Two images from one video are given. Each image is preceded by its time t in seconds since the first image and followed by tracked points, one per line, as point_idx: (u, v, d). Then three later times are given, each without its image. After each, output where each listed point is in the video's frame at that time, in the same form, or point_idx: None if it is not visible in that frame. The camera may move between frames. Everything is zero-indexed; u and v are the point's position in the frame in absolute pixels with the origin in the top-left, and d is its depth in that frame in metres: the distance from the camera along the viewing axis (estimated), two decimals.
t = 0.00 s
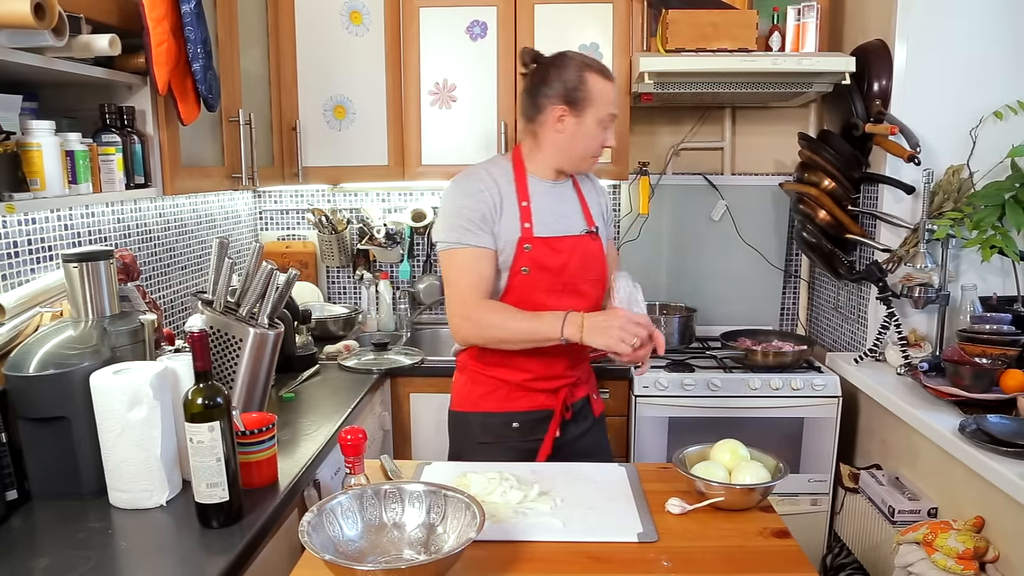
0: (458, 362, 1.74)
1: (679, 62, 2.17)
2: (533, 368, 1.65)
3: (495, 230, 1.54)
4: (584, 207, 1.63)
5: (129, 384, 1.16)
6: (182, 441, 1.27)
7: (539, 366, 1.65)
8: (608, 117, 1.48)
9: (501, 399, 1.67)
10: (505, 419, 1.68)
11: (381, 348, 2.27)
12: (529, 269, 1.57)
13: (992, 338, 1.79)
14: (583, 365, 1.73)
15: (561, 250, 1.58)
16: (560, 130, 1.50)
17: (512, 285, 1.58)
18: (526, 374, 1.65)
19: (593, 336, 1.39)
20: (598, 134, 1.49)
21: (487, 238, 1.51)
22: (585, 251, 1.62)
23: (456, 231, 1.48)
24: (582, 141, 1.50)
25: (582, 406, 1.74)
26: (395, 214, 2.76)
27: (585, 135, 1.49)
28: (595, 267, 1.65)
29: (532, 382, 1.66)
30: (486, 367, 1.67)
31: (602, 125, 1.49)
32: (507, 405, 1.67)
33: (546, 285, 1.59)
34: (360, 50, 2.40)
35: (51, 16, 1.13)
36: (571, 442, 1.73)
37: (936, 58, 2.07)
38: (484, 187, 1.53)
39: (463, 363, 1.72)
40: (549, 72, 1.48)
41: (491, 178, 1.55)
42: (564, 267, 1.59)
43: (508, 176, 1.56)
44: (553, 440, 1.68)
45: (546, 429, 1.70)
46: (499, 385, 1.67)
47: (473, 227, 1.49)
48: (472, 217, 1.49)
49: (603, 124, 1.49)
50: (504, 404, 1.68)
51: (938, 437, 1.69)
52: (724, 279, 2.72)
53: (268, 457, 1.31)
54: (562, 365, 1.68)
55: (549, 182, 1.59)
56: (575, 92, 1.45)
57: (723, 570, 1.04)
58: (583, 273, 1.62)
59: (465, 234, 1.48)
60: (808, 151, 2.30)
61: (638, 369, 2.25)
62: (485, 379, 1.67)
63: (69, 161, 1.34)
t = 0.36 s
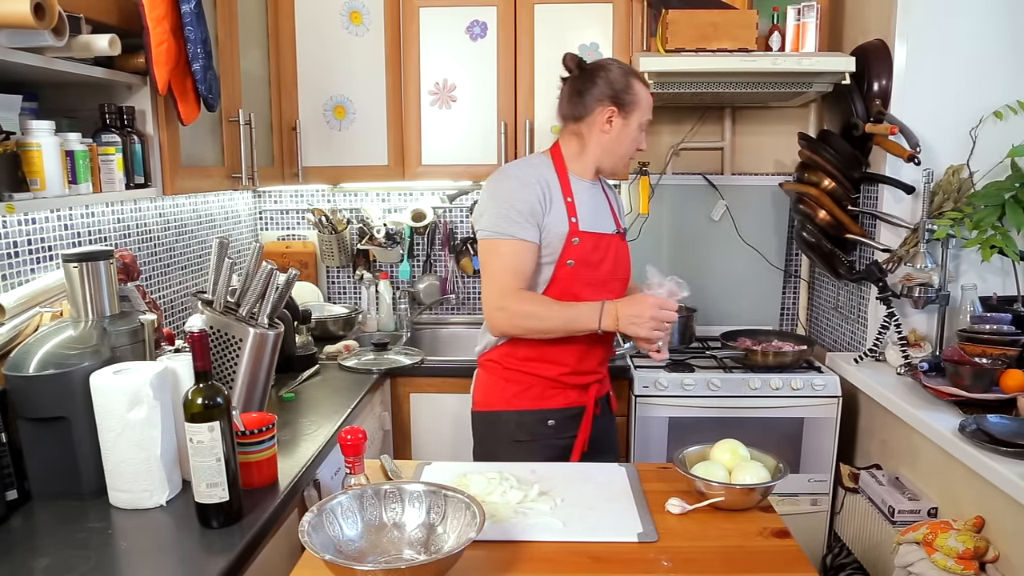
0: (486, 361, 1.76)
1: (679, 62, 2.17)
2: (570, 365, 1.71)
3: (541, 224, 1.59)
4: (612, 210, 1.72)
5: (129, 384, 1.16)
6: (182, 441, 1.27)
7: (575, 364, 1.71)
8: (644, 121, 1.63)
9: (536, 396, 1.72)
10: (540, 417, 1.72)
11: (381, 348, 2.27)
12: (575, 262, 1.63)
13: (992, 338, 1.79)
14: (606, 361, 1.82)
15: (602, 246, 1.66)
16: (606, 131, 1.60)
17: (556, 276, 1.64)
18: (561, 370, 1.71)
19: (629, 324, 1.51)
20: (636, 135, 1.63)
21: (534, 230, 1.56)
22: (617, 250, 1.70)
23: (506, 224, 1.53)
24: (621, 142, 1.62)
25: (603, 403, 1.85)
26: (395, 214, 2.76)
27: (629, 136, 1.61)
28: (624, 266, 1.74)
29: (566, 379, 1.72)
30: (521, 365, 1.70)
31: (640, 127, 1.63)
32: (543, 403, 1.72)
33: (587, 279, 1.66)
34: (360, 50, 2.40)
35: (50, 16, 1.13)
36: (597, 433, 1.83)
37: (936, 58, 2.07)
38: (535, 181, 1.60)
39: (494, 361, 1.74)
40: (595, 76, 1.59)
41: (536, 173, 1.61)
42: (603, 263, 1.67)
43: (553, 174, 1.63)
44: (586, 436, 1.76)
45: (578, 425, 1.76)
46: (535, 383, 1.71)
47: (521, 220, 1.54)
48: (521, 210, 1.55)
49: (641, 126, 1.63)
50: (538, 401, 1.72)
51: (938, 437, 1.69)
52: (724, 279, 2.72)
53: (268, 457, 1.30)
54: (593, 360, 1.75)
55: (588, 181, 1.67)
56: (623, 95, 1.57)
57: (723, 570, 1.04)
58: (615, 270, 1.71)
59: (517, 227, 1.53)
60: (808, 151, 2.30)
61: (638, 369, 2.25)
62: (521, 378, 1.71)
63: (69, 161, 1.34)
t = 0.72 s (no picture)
0: (495, 356, 1.76)
1: (679, 62, 2.17)
2: (579, 362, 1.71)
3: (557, 222, 1.60)
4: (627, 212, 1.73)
5: (129, 384, 1.16)
6: (182, 440, 1.27)
7: (584, 361, 1.72)
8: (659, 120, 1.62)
9: (545, 392, 1.72)
10: (549, 413, 1.73)
11: (381, 348, 2.27)
12: (589, 261, 1.64)
13: (992, 338, 1.78)
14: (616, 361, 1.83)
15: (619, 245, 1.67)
16: (620, 131, 1.60)
17: (569, 275, 1.64)
18: (570, 366, 1.71)
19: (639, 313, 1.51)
20: (650, 135, 1.62)
21: (547, 229, 1.57)
22: (631, 253, 1.70)
23: (519, 222, 1.54)
24: (635, 142, 1.62)
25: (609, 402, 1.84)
26: (395, 214, 2.76)
27: (643, 136, 1.61)
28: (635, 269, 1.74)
29: (575, 376, 1.72)
30: (530, 360, 1.71)
31: (655, 127, 1.63)
32: (551, 399, 1.73)
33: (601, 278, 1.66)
34: (360, 50, 2.40)
35: (50, 16, 1.13)
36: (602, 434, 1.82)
37: (936, 58, 2.07)
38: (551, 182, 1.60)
39: (504, 356, 1.74)
40: (608, 77, 1.60)
41: (553, 173, 1.62)
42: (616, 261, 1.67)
43: (570, 174, 1.63)
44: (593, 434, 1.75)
45: (585, 423, 1.76)
46: (544, 378, 1.71)
47: (534, 219, 1.55)
48: (535, 208, 1.55)
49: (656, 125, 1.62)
50: (546, 397, 1.72)
51: (938, 437, 1.69)
52: (724, 278, 2.72)
53: (268, 457, 1.30)
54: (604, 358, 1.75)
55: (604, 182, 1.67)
56: (637, 95, 1.57)
57: (723, 570, 1.04)
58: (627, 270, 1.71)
59: (529, 225, 1.54)
60: (809, 151, 2.30)
61: (638, 369, 2.25)
62: (530, 373, 1.71)
63: (69, 161, 1.34)
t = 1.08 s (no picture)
0: (491, 351, 1.79)
1: (678, 62, 2.17)
2: (572, 361, 1.72)
3: (547, 219, 1.62)
4: (633, 212, 1.72)
5: (129, 384, 1.16)
6: (182, 440, 1.27)
7: (575, 359, 1.72)
8: (598, 103, 1.56)
9: (535, 386, 1.73)
10: (536, 407, 1.73)
11: (381, 348, 2.27)
12: (580, 259, 1.63)
13: (991, 338, 1.78)
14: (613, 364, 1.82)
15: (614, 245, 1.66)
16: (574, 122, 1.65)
17: (561, 273, 1.64)
18: (562, 364, 1.72)
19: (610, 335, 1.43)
20: (594, 120, 1.58)
21: (538, 225, 1.59)
22: (630, 255, 1.69)
23: (511, 216, 1.56)
24: (584, 128, 1.60)
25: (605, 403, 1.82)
26: (395, 214, 2.76)
27: (584, 121, 1.59)
28: (634, 271, 1.73)
29: (567, 374, 1.72)
30: (523, 355, 1.72)
31: (597, 111, 1.57)
32: (540, 394, 1.73)
33: (594, 276, 1.66)
34: (360, 50, 2.40)
35: (50, 16, 1.13)
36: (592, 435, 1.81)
37: (935, 58, 2.07)
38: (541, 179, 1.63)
39: (499, 349, 1.76)
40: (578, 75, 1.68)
41: (550, 171, 1.65)
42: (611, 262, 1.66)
43: (567, 173, 1.66)
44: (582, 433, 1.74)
45: (575, 422, 1.75)
46: (534, 373, 1.72)
47: (526, 215, 1.57)
48: (528, 204, 1.58)
49: (595, 108, 1.57)
50: (536, 392, 1.73)
51: (938, 437, 1.69)
52: (725, 278, 2.72)
53: (268, 457, 1.31)
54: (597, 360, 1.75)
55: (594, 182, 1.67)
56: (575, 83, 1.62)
57: (723, 570, 1.04)
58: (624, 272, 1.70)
59: (520, 219, 1.56)
60: (809, 151, 2.30)
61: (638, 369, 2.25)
62: (521, 367, 1.73)
63: (69, 161, 1.34)
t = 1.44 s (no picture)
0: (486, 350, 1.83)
1: (678, 62, 2.17)
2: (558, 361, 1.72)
3: (527, 222, 1.64)
4: (626, 209, 1.69)
5: (129, 384, 1.16)
6: (182, 440, 1.27)
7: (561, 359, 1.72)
8: (571, 103, 1.57)
9: (521, 383, 1.74)
10: (521, 404, 1.74)
11: (381, 348, 2.27)
12: (556, 262, 1.65)
13: (991, 338, 1.78)
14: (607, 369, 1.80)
15: (592, 248, 1.66)
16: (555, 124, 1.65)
17: (538, 276, 1.66)
18: (548, 363, 1.72)
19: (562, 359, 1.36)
20: (570, 121, 1.58)
21: (516, 230, 1.61)
22: (616, 254, 1.68)
23: (490, 220, 1.59)
24: (563, 130, 1.61)
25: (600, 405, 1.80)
26: (395, 214, 2.76)
27: (562, 123, 1.60)
28: (626, 271, 1.70)
29: (553, 374, 1.72)
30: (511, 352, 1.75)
31: (573, 110, 1.57)
32: (525, 391, 1.73)
33: (572, 280, 1.67)
34: (360, 50, 2.40)
35: (50, 16, 1.13)
36: (578, 438, 1.78)
37: (935, 58, 2.07)
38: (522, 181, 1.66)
39: (492, 346, 1.80)
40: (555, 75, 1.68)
41: (530, 175, 1.67)
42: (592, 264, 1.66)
43: (549, 175, 1.68)
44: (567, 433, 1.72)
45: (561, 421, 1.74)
46: (521, 370, 1.73)
47: (504, 218, 1.60)
48: (506, 207, 1.61)
49: (568, 108, 1.58)
50: (521, 388, 1.74)
51: (938, 437, 1.69)
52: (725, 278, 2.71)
53: (268, 457, 1.30)
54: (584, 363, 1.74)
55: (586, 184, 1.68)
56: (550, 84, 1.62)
57: (723, 570, 1.04)
58: (611, 272, 1.69)
59: (497, 223, 1.59)
60: (808, 151, 2.30)
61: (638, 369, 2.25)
62: (510, 364, 1.75)
63: (69, 161, 1.34)
